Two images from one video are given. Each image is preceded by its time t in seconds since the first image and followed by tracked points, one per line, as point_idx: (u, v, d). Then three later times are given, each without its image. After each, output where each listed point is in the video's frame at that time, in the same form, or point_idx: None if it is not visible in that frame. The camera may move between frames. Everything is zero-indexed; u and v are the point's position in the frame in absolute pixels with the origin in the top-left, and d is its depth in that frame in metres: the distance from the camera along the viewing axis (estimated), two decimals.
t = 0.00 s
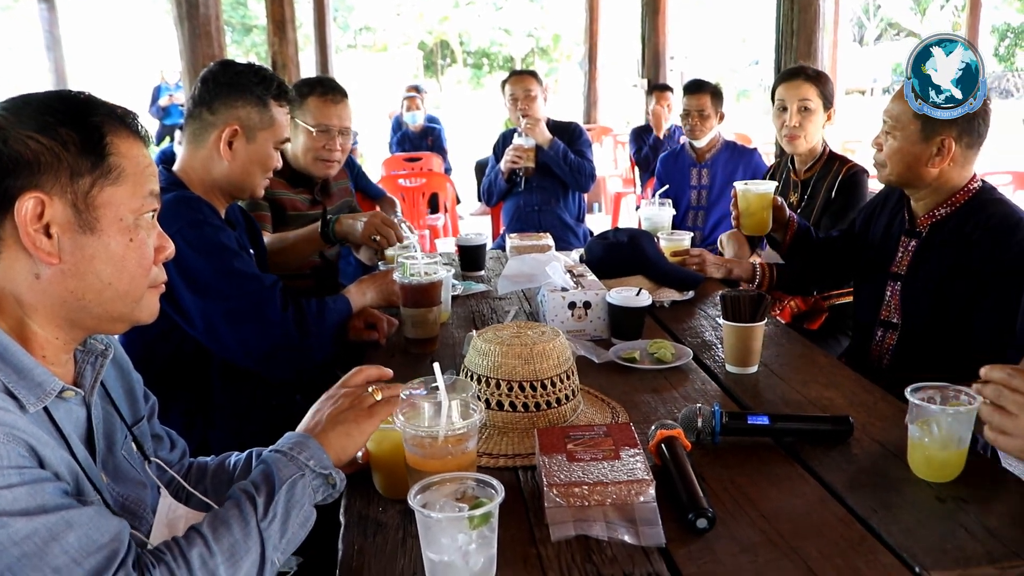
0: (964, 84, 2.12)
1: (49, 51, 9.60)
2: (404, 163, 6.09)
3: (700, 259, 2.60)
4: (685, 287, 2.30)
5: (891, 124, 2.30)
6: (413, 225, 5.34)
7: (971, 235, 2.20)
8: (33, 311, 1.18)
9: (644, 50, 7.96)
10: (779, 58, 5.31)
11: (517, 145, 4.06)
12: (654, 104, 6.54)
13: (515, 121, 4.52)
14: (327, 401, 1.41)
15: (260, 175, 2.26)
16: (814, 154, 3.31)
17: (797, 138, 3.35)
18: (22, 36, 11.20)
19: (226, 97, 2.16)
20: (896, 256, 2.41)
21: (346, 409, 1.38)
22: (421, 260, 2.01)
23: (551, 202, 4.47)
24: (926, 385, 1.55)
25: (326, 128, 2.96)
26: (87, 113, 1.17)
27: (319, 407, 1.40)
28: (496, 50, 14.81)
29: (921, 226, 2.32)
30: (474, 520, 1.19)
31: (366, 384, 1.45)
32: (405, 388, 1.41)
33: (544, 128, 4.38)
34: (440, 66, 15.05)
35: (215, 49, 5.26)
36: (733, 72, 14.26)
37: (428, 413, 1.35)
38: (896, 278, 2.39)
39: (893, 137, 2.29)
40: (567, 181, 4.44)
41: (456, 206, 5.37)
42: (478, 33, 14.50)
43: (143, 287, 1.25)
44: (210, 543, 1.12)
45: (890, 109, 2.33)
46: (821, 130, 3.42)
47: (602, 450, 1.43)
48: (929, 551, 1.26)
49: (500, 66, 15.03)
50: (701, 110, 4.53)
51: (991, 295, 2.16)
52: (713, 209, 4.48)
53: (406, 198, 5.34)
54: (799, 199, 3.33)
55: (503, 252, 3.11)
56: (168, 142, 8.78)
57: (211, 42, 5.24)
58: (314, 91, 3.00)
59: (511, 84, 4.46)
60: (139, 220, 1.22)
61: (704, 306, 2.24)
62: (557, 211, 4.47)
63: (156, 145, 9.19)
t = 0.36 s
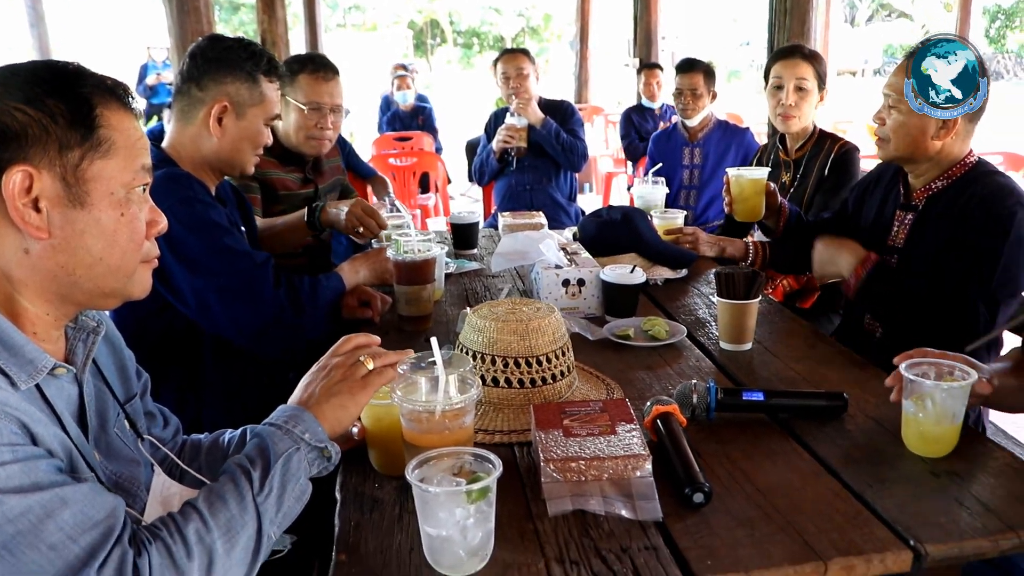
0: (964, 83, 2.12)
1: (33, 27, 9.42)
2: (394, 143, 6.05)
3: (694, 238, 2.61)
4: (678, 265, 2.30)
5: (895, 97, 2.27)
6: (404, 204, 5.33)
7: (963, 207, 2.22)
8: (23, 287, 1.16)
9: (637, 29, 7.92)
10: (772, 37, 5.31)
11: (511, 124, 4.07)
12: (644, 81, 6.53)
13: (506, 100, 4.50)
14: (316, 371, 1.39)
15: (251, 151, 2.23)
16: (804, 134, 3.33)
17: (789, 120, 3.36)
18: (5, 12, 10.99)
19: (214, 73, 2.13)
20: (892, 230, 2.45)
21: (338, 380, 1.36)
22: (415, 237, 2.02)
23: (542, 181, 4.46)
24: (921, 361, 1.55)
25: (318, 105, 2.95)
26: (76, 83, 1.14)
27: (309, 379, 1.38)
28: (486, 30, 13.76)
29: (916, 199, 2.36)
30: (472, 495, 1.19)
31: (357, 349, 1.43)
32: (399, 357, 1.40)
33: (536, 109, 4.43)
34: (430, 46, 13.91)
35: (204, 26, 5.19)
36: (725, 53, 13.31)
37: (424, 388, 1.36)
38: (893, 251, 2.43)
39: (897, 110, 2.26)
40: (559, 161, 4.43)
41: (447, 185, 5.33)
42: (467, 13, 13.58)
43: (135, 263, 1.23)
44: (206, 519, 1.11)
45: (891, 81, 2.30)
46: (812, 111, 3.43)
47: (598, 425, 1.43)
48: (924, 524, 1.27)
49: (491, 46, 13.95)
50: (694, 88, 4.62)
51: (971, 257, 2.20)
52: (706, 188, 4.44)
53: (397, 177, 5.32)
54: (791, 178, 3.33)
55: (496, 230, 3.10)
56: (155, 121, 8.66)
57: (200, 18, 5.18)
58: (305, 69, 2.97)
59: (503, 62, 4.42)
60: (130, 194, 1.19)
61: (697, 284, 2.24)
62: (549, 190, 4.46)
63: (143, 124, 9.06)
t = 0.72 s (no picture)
0: (964, 83, 2.12)
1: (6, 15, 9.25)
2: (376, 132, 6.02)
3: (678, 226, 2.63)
4: (662, 253, 2.32)
5: (885, 80, 2.30)
6: (387, 192, 5.31)
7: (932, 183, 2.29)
8: (8, 272, 1.15)
9: (619, 18, 7.93)
10: (755, 26, 5.34)
11: (493, 113, 4.05)
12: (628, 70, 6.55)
13: (489, 89, 4.50)
14: (305, 359, 1.40)
15: (233, 138, 2.21)
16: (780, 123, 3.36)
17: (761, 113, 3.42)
18: None
19: (196, 59, 2.11)
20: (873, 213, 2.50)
21: (330, 365, 1.37)
22: (400, 225, 2.01)
23: (526, 170, 4.47)
24: (903, 347, 1.58)
25: (299, 91, 2.93)
26: (60, 68, 1.12)
27: (302, 363, 1.40)
28: (468, 19, 13.43)
29: (899, 179, 2.42)
30: (462, 479, 1.20)
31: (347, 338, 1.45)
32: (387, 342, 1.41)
33: (519, 97, 4.39)
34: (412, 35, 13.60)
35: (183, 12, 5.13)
36: (705, 41, 13.06)
37: (413, 376, 1.37)
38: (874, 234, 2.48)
39: (887, 93, 2.29)
40: (543, 150, 4.44)
41: (430, 174, 5.31)
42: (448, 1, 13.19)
43: (122, 249, 1.21)
44: (198, 503, 1.11)
45: (881, 64, 2.33)
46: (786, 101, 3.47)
47: (586, 410, 1.43)
48: (909, 507, 1.30)
49: (473, 36, 13.65)
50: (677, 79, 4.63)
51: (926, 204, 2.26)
52: (689, 177, 4.47)
53: (379, 166, 5.30)
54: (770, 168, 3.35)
55: (481, 218, 3.09)
56: (134, 110, 8.54)
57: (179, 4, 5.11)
58: (286, 54, 2.95)
59: (486, 51, 4.46)
60: (116, 179, 1.18)
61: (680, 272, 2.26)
62: (532, 179, 4.46)
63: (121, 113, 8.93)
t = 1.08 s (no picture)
0: (964, 83, 2.04)
1: None
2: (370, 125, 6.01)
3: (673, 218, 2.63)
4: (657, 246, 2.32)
5: (879, 73, 2.33)
6: (382, 185, 5.31)
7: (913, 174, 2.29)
8: (4, 263, 1.14)
9: (614, 12, 7.92)
10: (749, 21, 5.34)
11: (488, 106, 4.05)
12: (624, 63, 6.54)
13: (484, 82, 4.50)
14: (294, 346, 1.39)
15: (228, 130, 2.19)
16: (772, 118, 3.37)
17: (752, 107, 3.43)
18: None
19: (189, 51, 2.09)
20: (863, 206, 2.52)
21: (323, 352, 1.37)
22: (395, 218, 2.01)
23: (520, 163, 4.46)
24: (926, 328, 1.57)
25: (290, 84, 2.92)
26: (57, 58, 1.11)
27: (292, 350, 1.38)
28: (461, 13, 13.50)
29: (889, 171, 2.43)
30: (458, 471, 1.20)
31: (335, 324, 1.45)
32: (382, 330, 1.41)
33: (514, 90, 4.37)
34: (405, 28, 13.62)
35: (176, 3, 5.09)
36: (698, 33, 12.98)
37: (410, 368, 1.38)
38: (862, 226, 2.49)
39: (882, 86, 2.32)
40: (537, 143, 4.44)
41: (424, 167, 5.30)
42: None
43: (118, 240, 1.20)
44: (195, 491, 1.10)
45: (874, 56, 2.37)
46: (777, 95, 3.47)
47: (582, 403, 1.44)
48: (905, 500, 1.31)
49: (466, 29, 13.68)
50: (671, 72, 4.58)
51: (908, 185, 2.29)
52: (683, 170, 4.42)
53: (373, 160, 5.29)
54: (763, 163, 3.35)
55: (475, 211, 3.08)
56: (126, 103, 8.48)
57: None
58: (277, 46, 2.93)
59: (480, 44, 4.44)
60: (113, 170, 1.17)
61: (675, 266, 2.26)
62: (526, 172, 4.46)
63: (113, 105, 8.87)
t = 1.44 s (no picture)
0: (963, 83, 2.04)
1: None
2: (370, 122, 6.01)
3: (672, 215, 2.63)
4: (657, 242, 2.31)
5: (873, 69, 2.35)
6: (382, 181, 5.31)
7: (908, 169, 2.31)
8: (3, 260, 1.14)
9: (613, 8, 7.92)
10: (749, 17, 5.34)
11: (488, 101, 4.05)
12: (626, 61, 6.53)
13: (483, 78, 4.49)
14: (294, 339, 1.39)
15: (225, 125, 2.20)
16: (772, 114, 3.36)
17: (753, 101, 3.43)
18: None
19: (182, 47, 2.09)
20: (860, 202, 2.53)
21: (323, 345, 1.36)
22: (395, 214, 2.00)
23: (520, 159, 4.46)
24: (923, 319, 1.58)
25: (292, 82, 2.91)
26: (56, 56, 1.11)
27: (293, 343, 1.39)
28: (462, 9, 13.54)
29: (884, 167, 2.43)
30: (458, 466, 1.20)
31: (335, 318, 1.45)
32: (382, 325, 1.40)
33: (513, 86, 4.40)
34: (405, 25, 13.60)
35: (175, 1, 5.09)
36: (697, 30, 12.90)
37: (410, 365, 1.38)
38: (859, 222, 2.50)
39: (876, 83, 2.34)
40: (537, 140, 4.44)
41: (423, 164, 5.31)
42: None
43: (116, 238, 1.20)
44: (194, 485, 1.10)
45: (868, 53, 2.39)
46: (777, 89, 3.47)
47: (581, 398, 1.44)
48: (904, 495, 1.32)
49: (466, 26, 13.68)
50: (672, 67, 4.63)
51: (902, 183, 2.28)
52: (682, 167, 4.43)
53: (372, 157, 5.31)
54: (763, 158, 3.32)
55: (474, 207, 3.08)
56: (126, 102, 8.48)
57: None
58: (279, 45, 2.94)
59: (480, 41, 4.43)
60: (111, 167, 1.17)
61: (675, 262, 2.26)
62: (526, 168, 4.46)
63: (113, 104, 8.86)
